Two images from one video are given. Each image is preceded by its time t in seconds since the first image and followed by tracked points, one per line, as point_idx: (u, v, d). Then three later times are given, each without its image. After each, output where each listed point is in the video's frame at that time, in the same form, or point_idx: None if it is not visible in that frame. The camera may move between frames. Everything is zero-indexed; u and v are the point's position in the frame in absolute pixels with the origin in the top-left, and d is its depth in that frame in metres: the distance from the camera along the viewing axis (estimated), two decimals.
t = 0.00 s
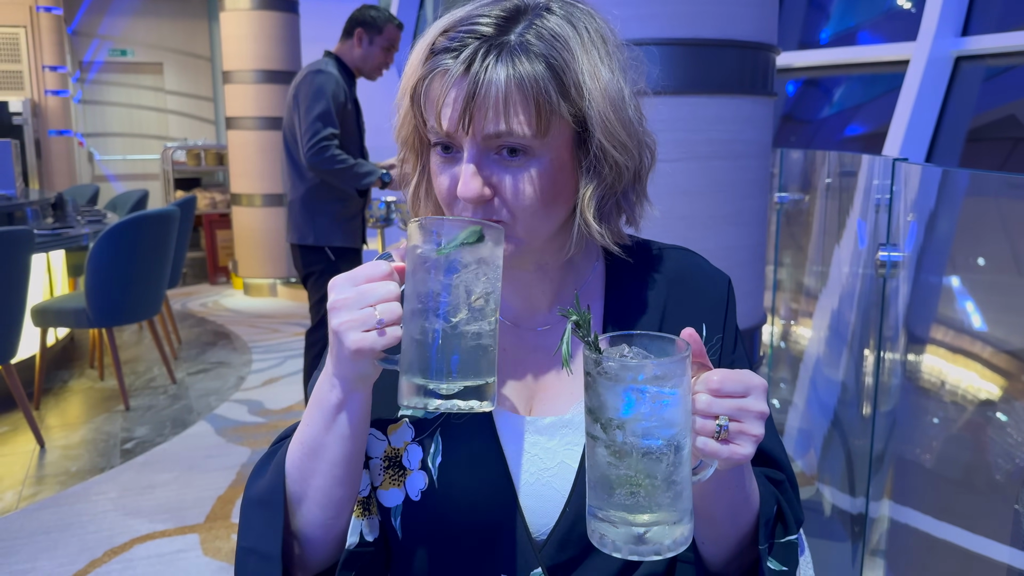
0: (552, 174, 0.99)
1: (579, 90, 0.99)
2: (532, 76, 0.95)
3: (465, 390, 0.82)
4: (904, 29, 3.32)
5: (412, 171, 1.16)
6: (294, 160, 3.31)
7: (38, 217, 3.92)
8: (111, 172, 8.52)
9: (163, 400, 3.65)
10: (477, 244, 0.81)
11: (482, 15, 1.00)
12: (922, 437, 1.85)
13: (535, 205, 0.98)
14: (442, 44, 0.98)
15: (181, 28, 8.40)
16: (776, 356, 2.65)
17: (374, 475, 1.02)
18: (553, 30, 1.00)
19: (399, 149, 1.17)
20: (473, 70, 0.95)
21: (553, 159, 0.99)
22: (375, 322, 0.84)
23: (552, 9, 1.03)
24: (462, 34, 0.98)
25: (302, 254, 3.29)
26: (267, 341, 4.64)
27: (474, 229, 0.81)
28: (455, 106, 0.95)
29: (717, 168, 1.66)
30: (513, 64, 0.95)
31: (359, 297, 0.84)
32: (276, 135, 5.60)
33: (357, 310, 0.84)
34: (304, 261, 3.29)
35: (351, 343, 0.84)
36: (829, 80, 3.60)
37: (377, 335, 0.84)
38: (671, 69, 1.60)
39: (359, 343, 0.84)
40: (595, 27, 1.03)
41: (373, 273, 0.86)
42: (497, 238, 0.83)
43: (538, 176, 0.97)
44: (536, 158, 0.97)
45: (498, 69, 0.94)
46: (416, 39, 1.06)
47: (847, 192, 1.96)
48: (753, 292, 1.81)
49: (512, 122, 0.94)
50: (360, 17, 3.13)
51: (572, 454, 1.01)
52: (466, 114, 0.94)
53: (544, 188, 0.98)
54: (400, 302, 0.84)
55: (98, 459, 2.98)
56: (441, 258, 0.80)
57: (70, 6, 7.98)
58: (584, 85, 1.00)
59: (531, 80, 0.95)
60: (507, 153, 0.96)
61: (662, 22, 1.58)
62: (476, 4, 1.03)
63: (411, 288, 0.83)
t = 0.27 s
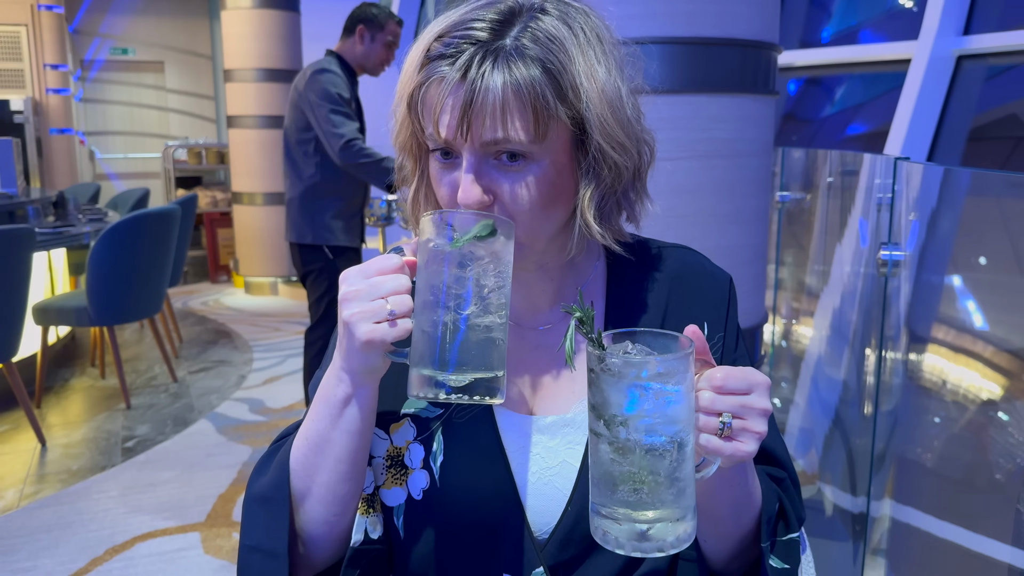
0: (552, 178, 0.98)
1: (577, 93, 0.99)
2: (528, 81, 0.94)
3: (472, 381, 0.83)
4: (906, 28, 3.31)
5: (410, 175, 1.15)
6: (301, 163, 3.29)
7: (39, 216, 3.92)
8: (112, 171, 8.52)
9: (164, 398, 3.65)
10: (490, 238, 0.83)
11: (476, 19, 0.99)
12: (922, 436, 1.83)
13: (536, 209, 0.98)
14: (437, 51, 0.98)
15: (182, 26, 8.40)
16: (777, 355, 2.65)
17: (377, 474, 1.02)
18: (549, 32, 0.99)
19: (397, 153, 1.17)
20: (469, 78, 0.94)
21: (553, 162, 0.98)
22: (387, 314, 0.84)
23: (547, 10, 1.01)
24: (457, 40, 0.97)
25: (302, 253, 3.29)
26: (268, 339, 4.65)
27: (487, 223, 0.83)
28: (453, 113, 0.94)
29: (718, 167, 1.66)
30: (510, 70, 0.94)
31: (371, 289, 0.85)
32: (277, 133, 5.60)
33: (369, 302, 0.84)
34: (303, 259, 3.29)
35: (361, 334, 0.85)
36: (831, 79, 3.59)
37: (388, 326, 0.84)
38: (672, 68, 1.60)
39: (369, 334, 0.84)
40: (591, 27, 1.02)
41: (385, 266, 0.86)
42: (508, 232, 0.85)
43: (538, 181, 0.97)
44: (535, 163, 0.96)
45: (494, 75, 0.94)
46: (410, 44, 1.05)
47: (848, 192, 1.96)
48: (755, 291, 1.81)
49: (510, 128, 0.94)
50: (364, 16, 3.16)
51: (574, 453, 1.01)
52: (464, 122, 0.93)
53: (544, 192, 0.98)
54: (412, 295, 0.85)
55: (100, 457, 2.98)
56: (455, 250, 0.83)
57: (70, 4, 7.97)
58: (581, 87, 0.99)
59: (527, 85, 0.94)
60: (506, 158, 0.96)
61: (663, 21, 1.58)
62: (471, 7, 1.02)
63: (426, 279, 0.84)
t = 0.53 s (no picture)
0: (553, 180, 0.99)
1: (577, 95, 0.98)
2: (528, 85, 0.94)
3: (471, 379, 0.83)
4: (907, 26, 3.31)
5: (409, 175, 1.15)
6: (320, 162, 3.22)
7: (40, 214, 3.92)
8: (112, 169, 8.52)
9: (165, 397, 3.65)
10: (492, 234, 0.83)
11: (474, 22, 0.98)
12: (923, 435, 1.81)
13: (538, 211, 0.98)
14: (436, 54, 0.97)
15: (183, 25, 8.39)
16: (778, 354, 2.65)
17: (376, 472, 1.02)
18: (547, 33, 0.98)
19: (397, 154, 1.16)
20: (469, 81, 0.94)
21: (553, 165, 0.98)
22: (386, 305, 0.84)
23: (546, 11, 1.01)
24: (456, 43, 0.97)
25: (302, 250, 3.29)
26: (269, 338, 4.65)
27: (489, 219, 0.83)
28: (453, 117, 0.94)
29: (718, 166, 1.66)
30: (509, 73, 0.94)
31: (371, 280, 0.85)
32: (279, 132, 5.60)
33: (368, 293, 0.85)
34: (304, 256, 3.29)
35: (358, 324, 0.85)
36: (832, 78, 3.59)
37: (387, 318, 0.85)
38: (674, 66, 1.59)
39: (366, 325, 0.85)
40: (591, 27, 1.02)
41: (387, 259, 0.87)
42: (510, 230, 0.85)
43: (539, 184, 0.97)
44: (536, 166, 0.97)
45: (494, 79, 0.93)
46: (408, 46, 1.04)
47: (849, 190, 1.96)
48: (755, 290, 1.81)
49: (510, 132, 0.94)
50: (376, 17, 3.15)
51: (575, 452, 1.01)
52: (465, 126, 0.93)
53: (545, 195, 0.98)
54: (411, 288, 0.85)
55: (100, 456, 2.98)
56: (456, 245, 0.83)
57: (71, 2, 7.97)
58: (581, 89, 0.99)
59: (527, 88, 0.94)
60: (506, 161, 0.96)
61: (664, 20, 1.58)
62: (468, 8, 1.01)
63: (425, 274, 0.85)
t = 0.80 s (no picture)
0: (552, 181, 0.99)
1: (576, 95, 0.99)
2: (527, 86, 0.94)
3: (468, 376, 0.82)
4: (908, 25, 3.31)
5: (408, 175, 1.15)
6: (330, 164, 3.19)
7: (40, 213, 3.92)
8: (114, 168, 8.52)
9: (166, 395, 3.66)
10: (490, 230, 0.84)
11: (473, 23, 0.98)
12: (923, 434, 1.82)
13: (538, 212, 0.98)
14: (435, 56, 0.97)
15: (183, 23, 8.39)
16: (778, 353, 2.65)
17: (375, 469, 1.03)
18: (546, 34, 0.98)
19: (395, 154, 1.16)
20: (468, 83, 0.93)
21: (553, 165, 0.98)
22: (384, 295, 0.85)
23: (544, 11, 1.01)
24: (454, 45, 0.97)
25: (308, 249, 3.30)
26: (270, 336, 4.65)
27: (489, 214, 0.84)
28: (452, 119, 0.94)
29: (718, 165, 1.66)
30: (508, 75, 0.94)
31: (370, 271, 0.86)
32: (280, 130, 5.60)
33: (366, 283, 0.85)
34: (311, 253, 3.30)
35: (356, 313, 0.85)
36: (832, 77, 3.58)
37: (384, 308, 0.85)
38: (674, 65, 1.60)
39: (364, 314, 0.85)
40: (589, 28, 1.02)
41: (386, 252, 0.88)
42: (509, 226, 0.86)
43: (538, 185, 0.97)
44: (535, 167, 0.97)
45: (493, 80, 0.93)
46: (407, 46, 1.04)
47: (850, 189, 1.96)
48: (755, 289, 1.81)
49: (509, 133, 0.94)
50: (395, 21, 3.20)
51: (574, 450, 1.01)
52: (464, 128, 0.93)
53: (545, 195, 0.98)
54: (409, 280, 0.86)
55: (101, 454, 2.98)
56: (455, 240, 0.83)
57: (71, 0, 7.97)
58: (580, 89, 0.99)
59: (527, 89, 0.94)
60: (505, 162, 0.96)
61: (664, 19, 1.58)
62: (467, 9, 1.01)
63: (422, 267, 0.85)
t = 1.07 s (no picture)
0: (552, 179, 0.99)
1: (576, 93, 0.99)
2: (527, 85, 0.94)
3: (467, 373, 0.82)
4: (909, 24, 3.31)
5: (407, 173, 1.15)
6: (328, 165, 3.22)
7: (40, 211, 3.93)
8: (114, 166, 8.53)
9: (166, 393, 3.66)
10: (489, 226, 0.84)
11: (472, 21, 0.98)
12: (924, 432, 1.82)
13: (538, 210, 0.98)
14: (434, 54, 0.97)
15: (184, 22, 8.40)
16: (778, 351, 2.65)
17: (373, 466, 1.02)
18: (546, 31, 0.98)
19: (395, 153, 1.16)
20: (468, 82, 0.93)
21: (553, 164, 0.98)
22: (381, 289, 0.85)
23: (543, 10, 1.01)
24: (454, 43, 0.97)
25: (315, 247, 3.29)
26: (271, 335, 4.65)
27: (488, 211, 0.84)
28: (452, 118, 0.94)
29: (718, 163, 1.65)
30: (508, 73, 0.93)
31: (369, 265, 0.86)
32: (281, 129, 5.60)
33: (365, 277, 0.86)
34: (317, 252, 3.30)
35: (354, 307, 0.85)
36: (833, 75, 3.58)
37: (382, 301, 0.85)
38: (674, 64, 1.60)
39: (361, 307, 0.85)
40: (589, 26, 1.02)
41: (386, 247, 0.88)
42: (508, 222, 0.86)
43: (538, 183, 0.97)
44: (534, 165, 0.97)
45: (493, 79, 0.93)
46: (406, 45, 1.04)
47: (850, 188, 1.96)
48: (755, 288, 1.81)
49: (509, 132, 0.94)
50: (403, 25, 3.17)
51: (573, 448, 1.01)
52: (464, 126, 0.93)
53: (545, 193, 0.98)
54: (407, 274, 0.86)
55: (101, 452, 2.98)
56: (453, 237, 0.83)
57: None
58: (580, 87, 0.99)
59: (526, 88, 0.94)
60: (505, 161, 0.96)
61: (664, 17, 1.58)
62: (466, 7, 1.01)
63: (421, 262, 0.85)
